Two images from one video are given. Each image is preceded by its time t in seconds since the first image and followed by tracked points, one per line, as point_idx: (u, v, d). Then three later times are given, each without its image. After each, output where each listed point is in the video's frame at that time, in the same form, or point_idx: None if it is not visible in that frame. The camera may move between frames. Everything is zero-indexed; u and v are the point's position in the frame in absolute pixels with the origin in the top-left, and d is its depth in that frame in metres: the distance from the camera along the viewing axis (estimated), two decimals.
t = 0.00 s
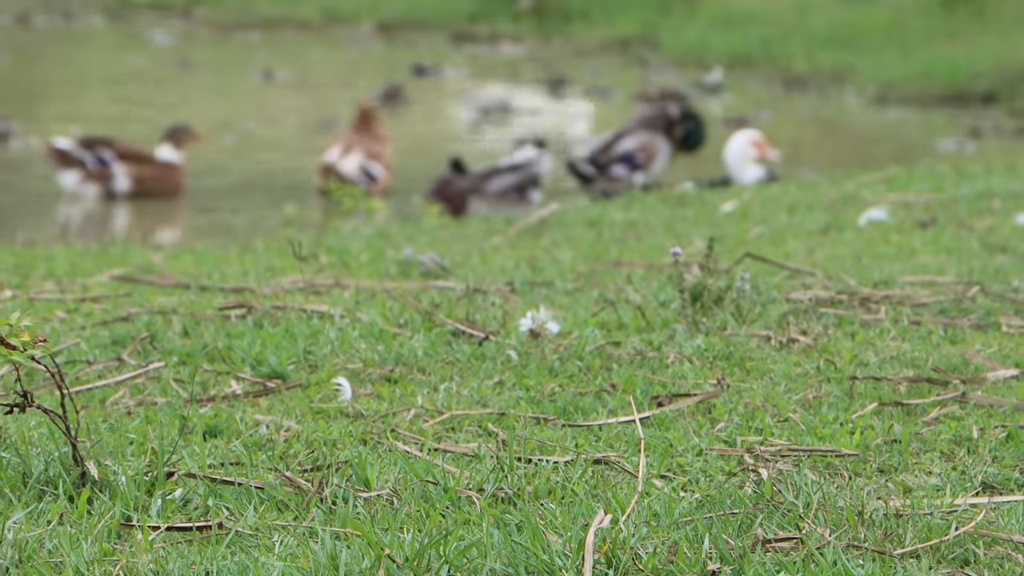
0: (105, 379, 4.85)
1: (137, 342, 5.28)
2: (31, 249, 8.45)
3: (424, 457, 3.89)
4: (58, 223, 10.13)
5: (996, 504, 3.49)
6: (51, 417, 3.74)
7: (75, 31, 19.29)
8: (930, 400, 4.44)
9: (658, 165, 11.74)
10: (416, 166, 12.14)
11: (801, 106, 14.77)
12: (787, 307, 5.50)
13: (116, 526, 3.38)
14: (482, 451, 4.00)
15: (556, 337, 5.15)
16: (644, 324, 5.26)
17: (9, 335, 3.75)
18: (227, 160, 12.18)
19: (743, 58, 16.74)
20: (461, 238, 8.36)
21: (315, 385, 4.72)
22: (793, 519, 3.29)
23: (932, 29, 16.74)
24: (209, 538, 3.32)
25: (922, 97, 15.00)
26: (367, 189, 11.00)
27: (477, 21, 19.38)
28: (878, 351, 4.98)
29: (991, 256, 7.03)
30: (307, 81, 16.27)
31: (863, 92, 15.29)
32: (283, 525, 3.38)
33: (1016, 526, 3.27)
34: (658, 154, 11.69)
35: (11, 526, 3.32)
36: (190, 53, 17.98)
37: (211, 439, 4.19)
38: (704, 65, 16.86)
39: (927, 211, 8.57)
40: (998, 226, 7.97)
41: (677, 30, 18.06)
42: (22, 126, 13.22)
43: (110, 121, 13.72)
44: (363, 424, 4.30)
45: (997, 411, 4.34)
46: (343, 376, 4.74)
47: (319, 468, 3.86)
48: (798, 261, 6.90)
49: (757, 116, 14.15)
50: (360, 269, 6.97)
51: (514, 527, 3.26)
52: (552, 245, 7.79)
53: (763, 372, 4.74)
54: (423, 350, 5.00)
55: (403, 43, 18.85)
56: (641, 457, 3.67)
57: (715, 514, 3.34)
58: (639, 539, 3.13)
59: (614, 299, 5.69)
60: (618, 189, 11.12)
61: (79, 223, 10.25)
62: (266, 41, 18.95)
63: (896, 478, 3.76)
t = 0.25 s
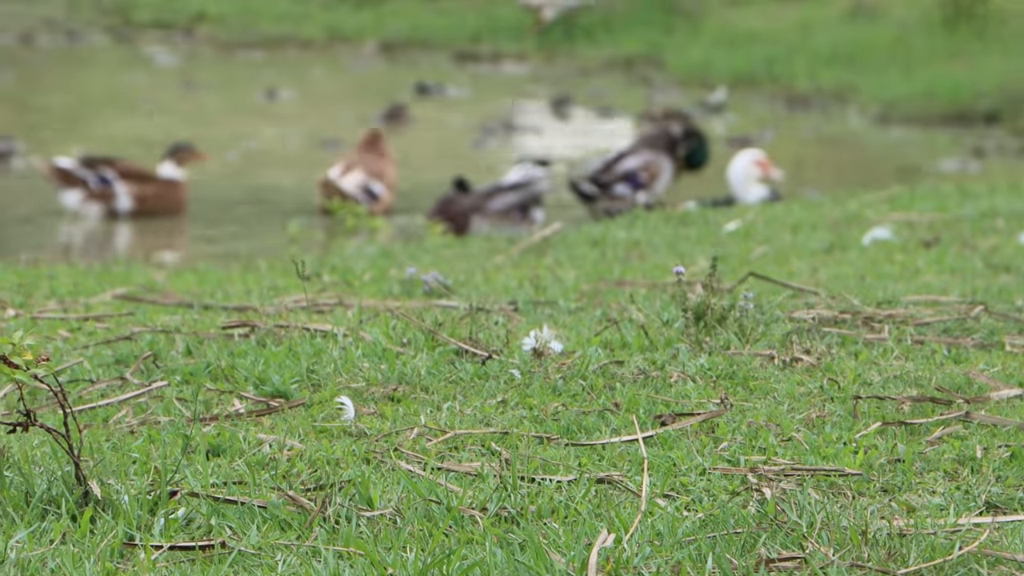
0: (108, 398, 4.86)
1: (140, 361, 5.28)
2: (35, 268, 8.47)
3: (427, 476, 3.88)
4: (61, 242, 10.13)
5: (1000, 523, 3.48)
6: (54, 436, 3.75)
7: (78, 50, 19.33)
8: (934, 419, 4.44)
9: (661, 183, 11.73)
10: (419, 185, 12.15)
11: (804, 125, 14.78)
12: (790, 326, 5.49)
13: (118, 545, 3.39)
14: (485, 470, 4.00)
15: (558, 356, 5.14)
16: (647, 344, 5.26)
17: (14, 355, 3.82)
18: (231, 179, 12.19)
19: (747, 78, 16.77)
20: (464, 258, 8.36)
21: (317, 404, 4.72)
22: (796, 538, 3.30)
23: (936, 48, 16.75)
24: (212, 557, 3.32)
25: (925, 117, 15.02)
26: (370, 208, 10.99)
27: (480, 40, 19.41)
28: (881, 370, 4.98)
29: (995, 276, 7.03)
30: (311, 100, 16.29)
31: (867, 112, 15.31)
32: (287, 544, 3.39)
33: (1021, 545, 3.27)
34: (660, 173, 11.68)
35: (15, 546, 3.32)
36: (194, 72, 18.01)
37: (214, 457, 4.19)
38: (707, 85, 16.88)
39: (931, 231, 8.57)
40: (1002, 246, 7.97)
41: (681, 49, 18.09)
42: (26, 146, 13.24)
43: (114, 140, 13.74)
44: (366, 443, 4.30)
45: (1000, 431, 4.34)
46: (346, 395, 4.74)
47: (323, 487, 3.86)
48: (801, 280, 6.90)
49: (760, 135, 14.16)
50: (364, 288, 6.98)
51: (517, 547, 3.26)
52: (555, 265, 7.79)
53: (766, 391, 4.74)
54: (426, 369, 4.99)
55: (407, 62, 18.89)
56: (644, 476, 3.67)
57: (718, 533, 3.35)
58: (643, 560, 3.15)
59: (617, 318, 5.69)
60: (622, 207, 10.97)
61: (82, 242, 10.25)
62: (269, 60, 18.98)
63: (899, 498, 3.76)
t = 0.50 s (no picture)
0: (113, 415, 4.86)
1: (145, 378, 5.29)
2: (40, 286, 8.48)
3: (432, 494, 3.88)
4: (66, 259, 10.15)
5: (1005, 542, 3.48)
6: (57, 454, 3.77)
7: (84, 68, 19.37)
8: (939, 436, 4.44)
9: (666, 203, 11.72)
10: (424, 202, 12.16)
11: (809, 143, 14.79)
12: (795, 344, 5.49)
13: (123, 562, 3.40)
14: (489, 487, 4.00)
15: (563, 374, 5.14)
16: (653, 361, 5.25)
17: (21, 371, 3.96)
18: (236, 196, 12.21)
19: (752, 95, 16.78)
20: (469, 275, 8.36)
21: (322, 422, 4.72)
22: (801, 556, 3.31)
23: (941, 65, 16.76)
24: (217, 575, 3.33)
25: (930, 135, 15.03)
26: (375, 225, 11.02)
27: (485, 57, 19.45)
28: (887, 388, 4.97)
29: (1001, 294, 7.02)
30: (316, 117, 16.32)
31: (872, 130, 15.32)
32: (292, 562, 3.39)
33: None
34: (665, 193, 11.70)
35: (19, 564, 3.33)
36: (200, 90, 18.04)
37: (218, 475, 4.19)
38: (712, 102, 16.89)
39: (936, 249, 8.57)
40: (1008, 264, 7.97)
41: (685, 67, 18.11)
42: (31, 163, 13.26)
43: (120, 157, 13.77)
44: (371, 460, 4.30)
45: (1005, 449, 4.34)
46: (351, 412, 4.74)
47: (328, 504, 3.86)
48: (806, 298, 6.90)
49: (765, 153, 14.16)
50: (369, 305, 6.98)
51: (522, 566, 3.29)
52: (561, 282, 7.79)
53: (771, 409, 4.73)
54: (430, 386, 4.99)
55: (412, 79, 18.92)
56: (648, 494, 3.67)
57: (722, 552, 3.35)
58: None
59: (623, 336, 5.68)
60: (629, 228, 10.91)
61: (86, 259, 10.26)
62: (275, 78, 19.01)
63: (905, 515, 3.76)
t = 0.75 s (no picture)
0: (119, 430, 4.88)
1: (150, 393, 5.29)
2: (45, 300, 8.51)
3: (437, 509, 3.89)
4: (71, 274, 10.17)
5: (1010, 557, 3.48)
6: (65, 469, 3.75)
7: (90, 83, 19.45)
8: (945, 452, 4.43)
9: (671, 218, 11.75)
10: (430, 217, 12.17)
11: (815, 159, 14.78)
12: (801, 359, 5.48)
13: None
14: (495, 502, 4.00)
15: (569, 389, 5.13)
16: (658, 376, 5.25)
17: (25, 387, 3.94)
18: (242, 211, 12.23)
19: (757, 111, 16.78)
20: (475, 290, 8.37)
21: (327, 437, 4.72)
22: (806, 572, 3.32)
23: (947, 80, 16.73)
24: None
25: (936, 151, 15.02)
26: (380, 240, 11.02)
27: (491, 72, 19.47)
28: (892, 404, 4.96)
29: (1006, 310, 7.01)
30: (322, 133, 16.34)
31: (878, 146, 15.31)
32: None
33: None
34: (671, 206, 11.72)
35: None
36: (206, 105, 18.08)
37: (224, 490, 4.20)
38: (718, 117, 16.90)
39: (942, 265, 8.56)
40: (1014, 280, 7.95)
41: (691, 82, 18.12)
42: (37, 178, 13.32)
43: (126, 171, 13.81)
44: (376, 475, 4.31)
45: (1011, 464, 4.34)
46: (356, 428, 4.74)
47: (333, 519, 3.86)
48: (812, 314, 6.89)
49: (771, 168, 14.16)
50: (374, 320, 6.99)
51: None
52: (566, 297, 7.79)
53: (777, 424, 4.73)
54: (436, 401, 4.98)
55: (417, 95, 18.94)
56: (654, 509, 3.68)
57: (728, 568, 3.36)
58: None
59: (628, 351, 5.68)
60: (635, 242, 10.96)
61: (91, 274, 10.29)
62: (281, 93, 19.04)
63: (910, 531, 3.76)
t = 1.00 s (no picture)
0: (123, 443, 4.89)
1: (155, 406, 5.30)
2: (50, 313, 8.53)
3: (442, 522, 3.89)
4: (76, 287, 10.19)
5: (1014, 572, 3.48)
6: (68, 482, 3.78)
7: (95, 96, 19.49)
8: (949, 465, 4.43)
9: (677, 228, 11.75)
10: (434, 230, 12.18)
11: (820, 172, 14.79)
12: (806, 372, 5.47)
13: None
14: (499, 515, 4.00)
15: (573, 402, 5.12)
16: (663, 390, 5.24)
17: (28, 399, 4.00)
18: (246, 224, 12.25)
19: (762, 124, 16.78)
20: (479, 303, 8.37)
21: (332, 450, 4.73)
22: None
23: (952, 93, 16.72)
24: None
25: (941, 165, 15.03)
26: (386, 253, 11.05)
27: (496, 85, 19.48)
28: (897, 416, 4.96)
29: (1011, 323, 7.01)
30: (326, 146, 16.36)
31: (882, 159, 15.31)
32: None
33: None
34: (675, 219, 11.73)
35: None
36: (211, 118, 18.11)
37: (228, 502, 4.20)
38: (722, 130, 16.91)
39: (947, 278, 8.56)
40: (1018, 293, 7.95)
41: (696, 95, 18.13)
42: (42, 191, 13.35)
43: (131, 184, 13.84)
44: (380, 488, 4.32)
45: (1016, 477, 4.34)
46: (361, 441, 4.75)
47: (337, 531, 3.87)
48: (816, 327, 6.88)
49: (775, 181, 14.16)
50: (378, 333, 6.99)
51: None
52: (571, 310, 7.80)
53: (782, 438, 4.73)
54: (440, 415, 4.98)
55: (422, 108, 18.96)
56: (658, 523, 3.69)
57: None
58: None
59: (633, 364, 5.67)
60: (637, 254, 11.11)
61: (96, 287, 10.31)
62: (285, 107, 19.07)
63: (914, 544, 3.76)
